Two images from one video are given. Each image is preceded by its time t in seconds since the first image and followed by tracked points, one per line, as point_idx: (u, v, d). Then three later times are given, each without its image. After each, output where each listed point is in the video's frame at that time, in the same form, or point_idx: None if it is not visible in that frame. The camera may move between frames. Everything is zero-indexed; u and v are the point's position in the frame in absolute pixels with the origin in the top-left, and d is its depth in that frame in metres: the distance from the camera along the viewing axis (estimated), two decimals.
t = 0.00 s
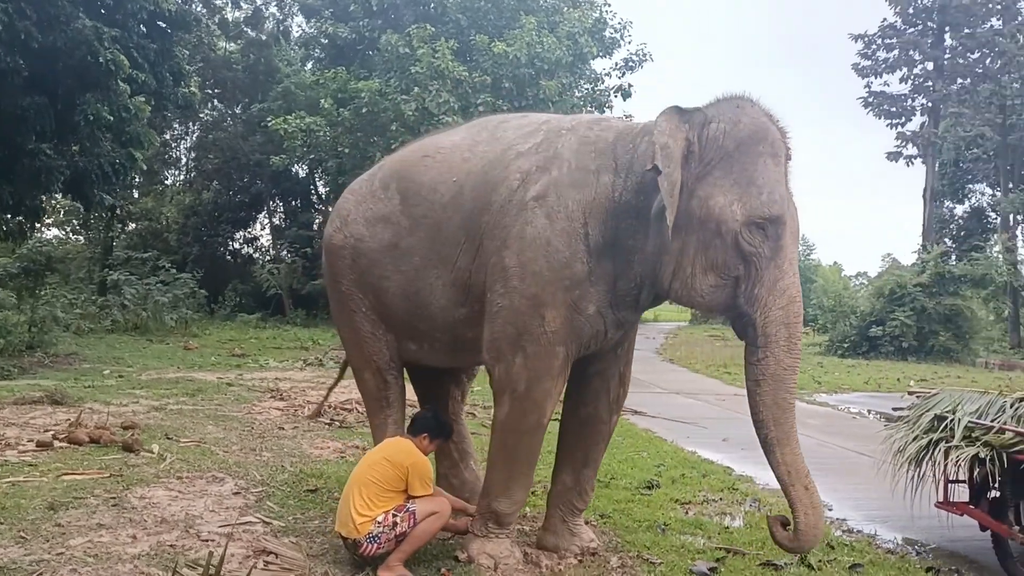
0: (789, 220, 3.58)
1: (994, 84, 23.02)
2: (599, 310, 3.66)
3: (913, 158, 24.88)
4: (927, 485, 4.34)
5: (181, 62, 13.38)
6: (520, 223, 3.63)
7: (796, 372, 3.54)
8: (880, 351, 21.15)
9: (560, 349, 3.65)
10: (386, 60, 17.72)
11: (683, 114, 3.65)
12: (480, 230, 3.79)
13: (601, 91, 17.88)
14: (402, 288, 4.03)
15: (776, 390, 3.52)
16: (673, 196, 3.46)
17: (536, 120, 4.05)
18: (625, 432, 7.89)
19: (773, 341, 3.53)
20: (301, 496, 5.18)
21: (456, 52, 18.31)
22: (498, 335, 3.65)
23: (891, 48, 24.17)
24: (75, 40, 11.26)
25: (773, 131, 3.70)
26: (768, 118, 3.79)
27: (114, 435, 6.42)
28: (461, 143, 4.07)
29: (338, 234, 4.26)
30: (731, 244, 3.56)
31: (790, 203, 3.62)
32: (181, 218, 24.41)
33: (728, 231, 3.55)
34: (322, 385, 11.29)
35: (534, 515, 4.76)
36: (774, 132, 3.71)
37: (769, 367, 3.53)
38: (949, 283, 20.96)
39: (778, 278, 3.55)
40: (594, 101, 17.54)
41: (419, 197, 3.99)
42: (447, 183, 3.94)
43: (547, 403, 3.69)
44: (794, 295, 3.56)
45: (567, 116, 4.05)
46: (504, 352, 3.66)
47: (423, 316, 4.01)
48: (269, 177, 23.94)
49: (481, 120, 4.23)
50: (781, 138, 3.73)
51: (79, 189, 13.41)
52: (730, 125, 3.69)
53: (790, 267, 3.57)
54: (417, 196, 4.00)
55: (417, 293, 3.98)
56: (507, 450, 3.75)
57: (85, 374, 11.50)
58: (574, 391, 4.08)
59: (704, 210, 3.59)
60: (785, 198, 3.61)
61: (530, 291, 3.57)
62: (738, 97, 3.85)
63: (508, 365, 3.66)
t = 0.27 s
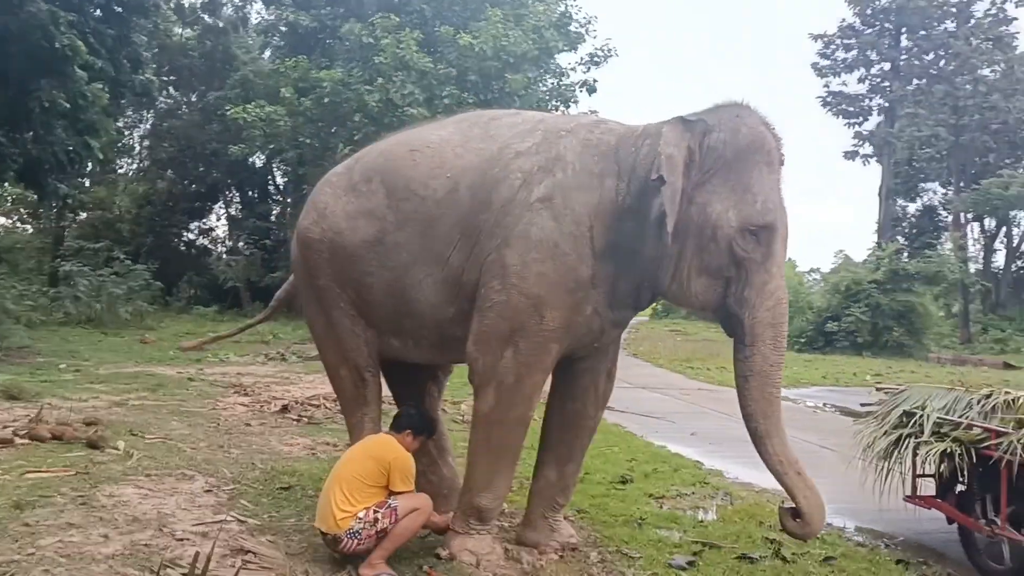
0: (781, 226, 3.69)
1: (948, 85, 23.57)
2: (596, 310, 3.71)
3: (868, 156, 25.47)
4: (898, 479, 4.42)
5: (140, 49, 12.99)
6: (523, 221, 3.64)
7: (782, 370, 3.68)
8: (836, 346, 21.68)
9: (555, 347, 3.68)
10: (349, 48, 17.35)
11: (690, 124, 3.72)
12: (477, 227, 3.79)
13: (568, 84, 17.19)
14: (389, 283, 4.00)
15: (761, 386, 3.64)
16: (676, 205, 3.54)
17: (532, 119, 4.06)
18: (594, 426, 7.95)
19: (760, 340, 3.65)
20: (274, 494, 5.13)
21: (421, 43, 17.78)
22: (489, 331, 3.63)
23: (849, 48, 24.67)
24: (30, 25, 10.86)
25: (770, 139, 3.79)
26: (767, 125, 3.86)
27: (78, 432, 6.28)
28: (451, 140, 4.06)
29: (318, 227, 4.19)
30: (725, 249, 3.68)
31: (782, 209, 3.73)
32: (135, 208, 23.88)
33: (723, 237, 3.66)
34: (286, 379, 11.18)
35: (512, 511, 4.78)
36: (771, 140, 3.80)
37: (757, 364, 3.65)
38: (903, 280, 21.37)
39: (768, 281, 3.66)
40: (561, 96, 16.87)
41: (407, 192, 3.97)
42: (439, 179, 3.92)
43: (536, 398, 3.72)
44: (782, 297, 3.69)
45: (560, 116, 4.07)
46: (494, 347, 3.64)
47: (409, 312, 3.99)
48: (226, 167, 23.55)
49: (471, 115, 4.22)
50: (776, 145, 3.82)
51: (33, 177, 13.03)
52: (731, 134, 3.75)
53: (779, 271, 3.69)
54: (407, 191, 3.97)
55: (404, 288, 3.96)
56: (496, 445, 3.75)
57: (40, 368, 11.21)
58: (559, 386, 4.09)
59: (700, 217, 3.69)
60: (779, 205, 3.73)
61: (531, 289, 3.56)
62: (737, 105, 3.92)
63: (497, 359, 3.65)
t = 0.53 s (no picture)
0: (776, 223, 3.69)
1: (918, 77, 23.90)
2: (597, 305, 3.74)
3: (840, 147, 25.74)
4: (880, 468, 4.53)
5: (110, 35, 12.62)
6: (528, 217, 3.65)
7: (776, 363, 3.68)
8: (808, 335, 21.89)
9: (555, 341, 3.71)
10: (322, 37, 16.90)
11: (684, 128, 3.77)
12: (477, 220, 3.78)
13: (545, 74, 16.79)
14: (382, 275, 3.97)
15: (757, 376, 3.64)
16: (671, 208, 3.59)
17: (530, 112, 4.06)
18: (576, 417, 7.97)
19: (756, 332, 3.65)
20: (260, 488, 5.09)
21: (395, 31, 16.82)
22: (491, 323, 3.64)
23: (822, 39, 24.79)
24: None
25: (767, 138, 3.80)
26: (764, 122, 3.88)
27: (55, 426, 6.17)
28: (445, 131, 4.04)
29: (307, 217, 4.13)
30: (721, 247, 3.69)
31: (777, 206, 3.74)
32: (102, 197, 23.45)
33: (719, 235, 3.68)
34: (263, 371, 11.08)
35: (501, 503, 4.80)
36: (768, 139, 3.80)
37: (751, 355, 3.66)
38: (874, 269, 21.71)
39: (763, 276, 3.66)
40: (537, 86, 16.65)
41: (401, 183, 3.94)
42: (436, 170, 3.90)
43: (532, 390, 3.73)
44: (777, 292, 3.68)
45: (558, 110, 4.08)
46: (495, 339, 3.65)
47: (403, 304, 3.98)
48: (195, 156, 23.18)
49: (463, 106, 4.19)
50: (774, 143, 3.83)
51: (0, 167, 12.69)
52: (727, 136, 3.77)
53: (775, 266, 3.69)
54: (402, 181, 3.94)
55: (399, 280, 3.94)
56: (494, 440, 3.76)
57: (10, 361, 10.97)
58: (552, 377, 4.09)
59: (696, 216, 3.71)
60: (775, 203, 3.74)
61: (537, 285, 3.59)
62: (734, 102, 3.92)
63: (496, 351, 3.66)
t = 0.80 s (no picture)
0: (789, 222, 3.59)
1: (916, 68, 23.80)
2: (611, 303, 3.71)
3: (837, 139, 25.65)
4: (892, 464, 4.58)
5: (106, 31, 12.47)
6: (545, 216, 3.61)
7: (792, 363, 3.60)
8: (807, 329, 21.89)
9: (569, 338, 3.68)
10: (316, 32, 16.66)
11: (683, 127, 3.73)
12: (490, 217, 3.75)
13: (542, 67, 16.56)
14: (391, 272, 3.95)
15: (767, 377, 3.60)
16: (669, 209, 3.56)
17: (543, 106, 4.02)
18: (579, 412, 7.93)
19: (769, 332, 3.59)
20: (265, 486, 5.06)
21: (391, 26, 16.51)
22: (503, 321, 3.62)
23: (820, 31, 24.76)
24: None
25: (780, 135, 3.69)
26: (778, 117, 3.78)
27: (56, 424, 6.13)
28: (456, 127, 4.02)
29: (316, 214, 4.12)
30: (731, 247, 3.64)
31: (792, 205, 3.63)
32: (97, 194, 23.31)
33: (728, 236, 3.62)
34: (263, 368, 11.02)
35: (509, 502, 4.78)
36: (781, 135, 3.70)
37: (761, 355, 3.61)
38: (873, 261, 21.71)
39: (776, 276, 3.58)
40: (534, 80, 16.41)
41: (410, 180, 3.92)
42: (447, 167, 3.88)
43: (541, 388, 3.71)
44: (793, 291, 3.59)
45: (570, 105, 4.04)
46: (507, 336, 3.63)
47: (413, 301, 3.96)
48: (191, 151, 23.05)
49: (472, 101, 4.16)
50: (789, 139, 3.72)
51: None
52: (732, 137, 3.71)
53: (790, 266, 3.58)
54: (413, 178, 3.92)
55: (409, 277, 3.92)
56: (505, 439, 3.73)
57: (8, 360, 10.89)
58: (562, 372, 4.06)
59: (704, 217, 3.68)
60: (789, 202, 3.64)
61: (553, 284, 3.56)
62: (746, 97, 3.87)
63: (507, 348, 3.64)
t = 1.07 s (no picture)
0: (783, 222, 3.45)
1: (914, 64, 23.72)
2: (614, 303, 3.66)
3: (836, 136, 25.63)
4: (897, 462, 4.59)
5: (103, 32, 12.35)
6: (548, 214, 3.57)
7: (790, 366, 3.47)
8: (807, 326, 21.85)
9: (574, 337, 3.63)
10: (313, 32, 16.54)
11: (660, 125, 3.65)
12: (494, 216, 3.72)
13: (539, 66, 16.38)
14: (396, 270, 3.93)
15: (764, 382, 3.48)
16: (647, 206, 3.50)
17: (546, 104, 3.99)
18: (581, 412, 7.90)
19: (765, 335, 3.48)
20: (266, 489, 5.01)
21: (389, 25, 16.43)
22: (506, 320, 3.59)
23: (818, 28, 24.70)
24: None
25: (770, 131, 3.56)
26: (772, 114, 3.64)
27: (55, 428, 6.08)
28: (459, 126, 4.00)
29: (321, 213, 4.10)
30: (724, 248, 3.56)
31: (786, 205, 3.49)
32: (95, 196, 23.25)
33: (720, 237, 3.54)
34: (262, 369, 10.98)
35: (512, 504, 4.74)
36: (773, 132, 3.57)
37: (757, 359, 3.50)
38: (872, 258, 21.71)
39: (772, 279, 3.46)
40: (532, 79, 16.28)
41: (415, 178, 3.90)
42: (451, 165, 3.86)
43: (544, 388, 3.67)
44: (788, 293, 3.46)
45: (574, 102, 4.00)
46: (511, 335, 3.59)
47: (418, 300, 3.92)
48: (188, 153, 22.97)
49: (477, 100, 4.15)
50: (782, 136, 3.59)
51: None
52: (715, 138, 3.61)
53: (786, 267, 3.46)
54: (416, 176, 3.90)
55: (414, 276, 3.89)
56: (508, 440, 3.69)
57: (7, 363, 10.84)
58: (566, 372, 4.01)
59: (691, 218, 3.61)
60: (783, 202, 3.49)
61: (557, 282, 3.52)
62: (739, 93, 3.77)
63: (511, 347, 3.60)
